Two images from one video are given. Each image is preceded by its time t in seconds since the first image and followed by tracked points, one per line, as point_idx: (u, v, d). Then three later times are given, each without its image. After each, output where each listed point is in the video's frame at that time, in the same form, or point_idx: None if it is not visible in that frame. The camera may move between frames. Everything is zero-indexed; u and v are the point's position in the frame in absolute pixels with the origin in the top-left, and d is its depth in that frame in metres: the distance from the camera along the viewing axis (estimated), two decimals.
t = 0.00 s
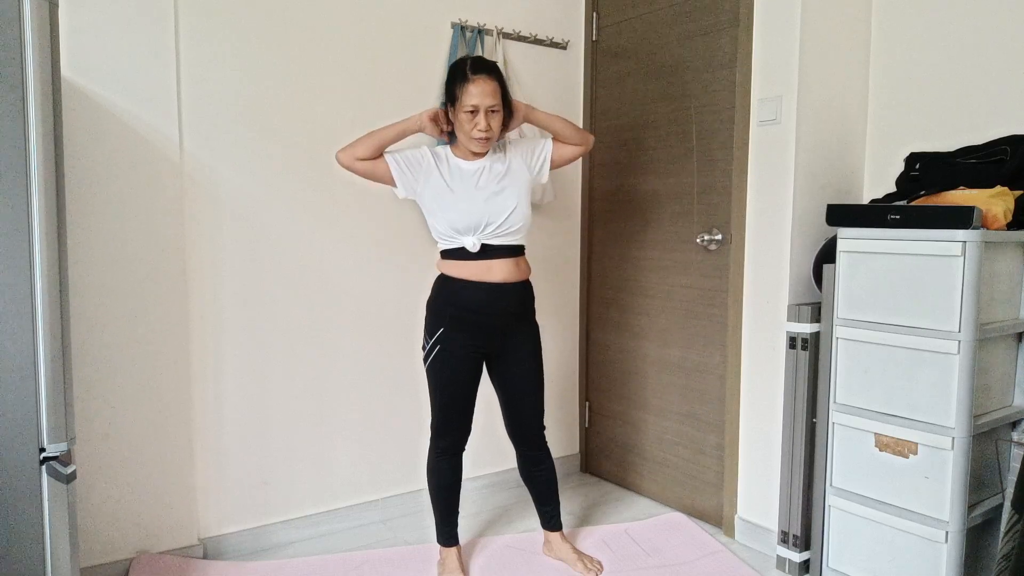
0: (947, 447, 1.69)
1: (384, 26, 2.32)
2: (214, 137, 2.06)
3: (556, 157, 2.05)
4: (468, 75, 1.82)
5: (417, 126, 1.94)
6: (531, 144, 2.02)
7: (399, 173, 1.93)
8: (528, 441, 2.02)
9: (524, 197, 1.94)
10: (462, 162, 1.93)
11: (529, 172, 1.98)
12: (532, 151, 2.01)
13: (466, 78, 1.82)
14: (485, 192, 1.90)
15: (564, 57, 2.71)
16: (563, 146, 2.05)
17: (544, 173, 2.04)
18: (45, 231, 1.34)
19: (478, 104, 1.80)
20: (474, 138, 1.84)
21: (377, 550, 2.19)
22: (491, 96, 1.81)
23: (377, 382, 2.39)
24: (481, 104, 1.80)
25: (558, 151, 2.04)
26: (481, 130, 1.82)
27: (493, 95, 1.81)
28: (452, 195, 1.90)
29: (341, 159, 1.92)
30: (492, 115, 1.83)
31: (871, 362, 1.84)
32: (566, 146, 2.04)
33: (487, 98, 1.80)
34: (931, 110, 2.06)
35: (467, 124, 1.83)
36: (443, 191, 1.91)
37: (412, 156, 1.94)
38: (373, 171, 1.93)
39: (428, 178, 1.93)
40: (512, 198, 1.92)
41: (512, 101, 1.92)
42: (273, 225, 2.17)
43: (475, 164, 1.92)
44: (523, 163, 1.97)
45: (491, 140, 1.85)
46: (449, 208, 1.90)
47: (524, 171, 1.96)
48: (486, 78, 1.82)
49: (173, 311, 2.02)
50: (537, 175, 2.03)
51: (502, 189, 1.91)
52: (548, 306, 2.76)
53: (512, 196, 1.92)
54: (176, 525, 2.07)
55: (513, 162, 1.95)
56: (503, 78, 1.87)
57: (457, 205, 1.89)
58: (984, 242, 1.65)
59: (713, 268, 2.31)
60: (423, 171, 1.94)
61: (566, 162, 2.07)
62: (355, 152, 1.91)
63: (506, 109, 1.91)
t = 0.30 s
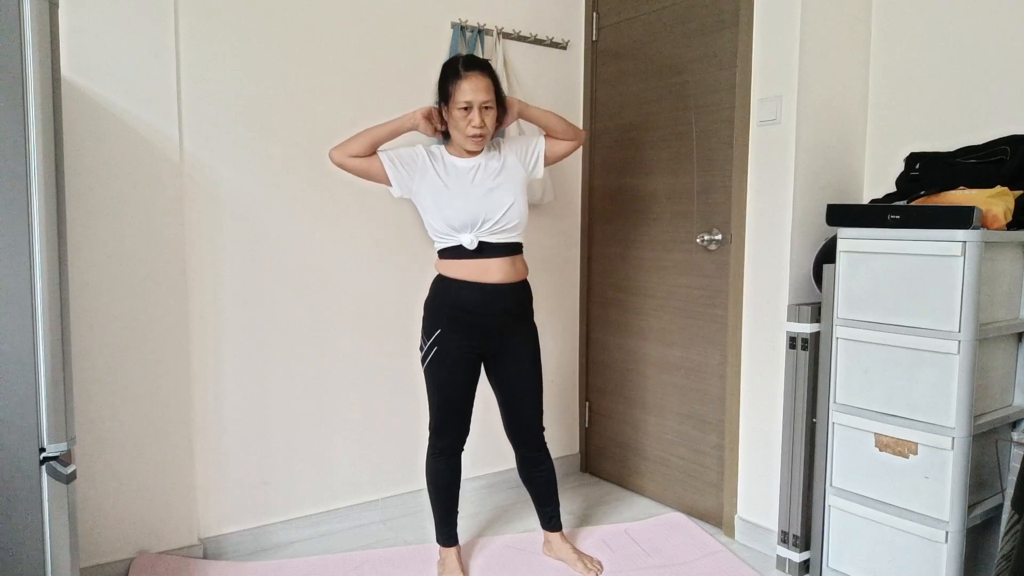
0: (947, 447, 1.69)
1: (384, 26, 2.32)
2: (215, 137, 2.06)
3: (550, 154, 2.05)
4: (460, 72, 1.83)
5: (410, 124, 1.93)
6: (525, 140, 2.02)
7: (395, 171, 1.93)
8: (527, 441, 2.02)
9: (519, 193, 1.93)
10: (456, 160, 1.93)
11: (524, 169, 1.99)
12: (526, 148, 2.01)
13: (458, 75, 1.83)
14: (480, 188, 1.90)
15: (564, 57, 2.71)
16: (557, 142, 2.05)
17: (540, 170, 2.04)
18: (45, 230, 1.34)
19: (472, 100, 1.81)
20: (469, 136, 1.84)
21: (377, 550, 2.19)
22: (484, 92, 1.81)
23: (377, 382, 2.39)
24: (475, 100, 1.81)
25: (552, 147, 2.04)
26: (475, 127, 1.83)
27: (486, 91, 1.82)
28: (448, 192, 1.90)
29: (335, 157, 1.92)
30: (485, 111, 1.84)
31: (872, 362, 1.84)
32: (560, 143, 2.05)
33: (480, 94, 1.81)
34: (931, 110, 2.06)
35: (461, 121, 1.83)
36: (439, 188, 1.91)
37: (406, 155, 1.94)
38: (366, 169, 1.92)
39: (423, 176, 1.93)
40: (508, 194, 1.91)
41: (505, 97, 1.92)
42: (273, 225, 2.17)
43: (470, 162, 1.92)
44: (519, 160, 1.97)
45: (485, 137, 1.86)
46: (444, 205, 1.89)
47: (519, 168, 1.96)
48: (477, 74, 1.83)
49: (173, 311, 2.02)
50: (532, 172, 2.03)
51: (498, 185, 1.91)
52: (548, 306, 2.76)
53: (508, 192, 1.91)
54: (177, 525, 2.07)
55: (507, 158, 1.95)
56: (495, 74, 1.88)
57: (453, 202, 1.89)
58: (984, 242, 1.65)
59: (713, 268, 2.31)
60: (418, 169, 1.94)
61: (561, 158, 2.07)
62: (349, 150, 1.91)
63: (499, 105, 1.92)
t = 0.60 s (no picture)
0: (947, 447, 1.69)
1: (384, 26, 2.32)
2: (215, 137, 2.06)
3: (548, 155, 2.05)
4: (456, 71, 1.83)
5: (407, 127, 1.93)
6: (522, 141, 2.02)
7: (392, 174, 1.93)
8: (527, 441, 2.02)
9: (518, 194, 1.93)
10: (454, 162, 1.93)
11: (522, 169, 1.99)
12: (523, 149, 2.01)
13: (455, 74, 1.82)
14: (478, 190, 1.90)
15: (564, 57, 2.71)
16: (555, 142, 2.05)
17: (538, 170, 2.04)
18: (45, 230, 1.34)
19: (468, 99, 1.81)
20: (466, 135, 1.84)
21: (377, 550, 2.19)
22: (480, 91, 1.82)
23: (377, 382, 2.39)
24: (471, 98, 1.81)
25: (549, 147, 2.04)
26: (472, 125, 1.82)
27: (482, 89, 1.82)
28: (446, 194, 1.90)
29: (333, 162, 1.92)
30: (482, 110, 1.84)
31: (872, 362, 1.84)
32: (557, 143, 2.05)
33: (476, 92, 1.81)
34: (930, 110, 2.06)
35: (458, 119, 1.83)
36: (436, 190, 1.91)
37: (404, 158, 1.94)
38: (364, 172, 1.93)
39: (421, 179, 1.93)
40: (506, 195, 1.91)
41: (501, 98, 1.93)
42: (273, 225, 2.17)
43: (467, 163, 1.92)
44: (517, 160, 1.97)
45: (483, 135, 1.86)
46: (443, 207, 1.89)
47: (517, 169, 1.96)
48: (474, 73, 1.83)
49: (173, 311, 2.02)
50: (531, 172, 2.03)
51: (496, 186, 1.91)
52: (548, 306, 2.76)
53: (506, 193, 1.91)
54: (177, 525, 2.07)
55: (504, 159, 1.95)
56: (492, 73, 1.88)
57: (451, 204, 1.89)
58: (984, 242, 1.64)
59: (713, 268, 2.31)
60: (416, 172, 1.93)
61: (558, 159, 2.07)
62: (346, 154, 1.91)
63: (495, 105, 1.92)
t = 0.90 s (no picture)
0: (947, 447, 1.69)
1: (384, 26, 2.31)
2: (215, 137, 2.06)
3: (551, 156, 2.05)
4: (459, 71, 1.83)
5: (409, 128, 1.93)
6: (525, 142, 2.01)
7: (394, 175, 1.93)
8: (528, 441, 2.02)
9: (520, 195, 1.93)
10: (456, 163, 1.93)
11: (524, 170, 1.98)
12: (526, 149, 2.00)
13: (458, 74, 1.82)
14: (479, 192, 1.89)
15: (564, 57, 2.71)
16: (557, 143, 2.05)
17: (540, 170, 2.03)
18: (45, 230, 1.34)
19: (471, 99, 1.81)
20: (468, 135, 1.84)
21: (377, 550, 2.19)
22: (483, 91, 1.81)
23: (377, 382, 2.39)
24: (473, 98, 1.81)
25: (552, 148, 2.04)
26: (474, 125, 1.82)
27: (485, 90, 1.82)
28: (448, 196, 1.90)
29: (334, 162, 1.92)
30: (484, 110, 1.83)
31: (872, 362, 1.84)
32: (560, 144, 2.04)
33: (479, 93, 1.81)
34: (930, 110, 2.06)
35: (460, 120, 1.83)
36: (438, 192, 1.90)
37: (406, 158, 1.94)
38: (366, 173, 1.93)
39: (423, 180, 1.93)
40: (508, 196, 1.91)
41: (504, 98, 1.93)
42: (273, 225, 2.17)
43: (469, 164, 1.92)
44: (519, 161, 1.97)
45: (485, 136, 1.85)
46: (444, 209, 1.89)
47: (519, 170, 1.96)
48: (476, 73, 1.83)
49: (173, 311, 2.02)
50: (533, 173, 2.02)
51: (498, 187, 1.90)
52: (548, 306, 2.76)
53: (508, 195, 1.91)
54: (176, 525, 2.07)
55: (506, 160, 1.95)
56: (495, 74, 1.88)
57: (453, 206, 1.89)
58: (984, 242, 1.65)
59: (713, 268, 2.31)
60: (418, 172, 1.93)
61: (562, 159, 2.07)
62: (348, 154, 1.91)
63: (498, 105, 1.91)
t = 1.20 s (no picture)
0: (947, 447, 1.69)
1: (384, 26, 2.31)
2: (215, 137, 2.06)
3: (555, 158, 2.04)
4: (467, 75, 1.82)
5: (413, 125, 1.94)
6: (529, 144, 2.01)
7: (398, 174, 1.92)
8: (528, 441, 2.02)
9: (522, 196, 1.93)
10: (460, 163, 1.93)
11: (528, 172, 1.99)
12: (530, 152, 2.00)
13: (465, 77, 1.82)
14: (483, 192, 1.90)
15: (564, 57, 2.71)
16: (561, 145, 2.04)
17: (544, 172, 2.03)
18: (45, 230, 1.34)
19: (478, 104, 1.80)
20: (473, 139, 1.84)
21: (377, 550, 2.19)
22: (491, 96, 1.81)
23: (377, 382, 2.39)
24: (480, 103, 1.80)
25: (556, 151, 2.04)
26: (480, 131, 1.82)
27: (492, 95, 1.81)
28: (451, 195, 1.90)
29: (338, 159, 1.92)
30: (491, 115, 1.83)
31: (872, 362, 1.84)
32: (564, 146, 2.04)
33: (486, 98, 1.80)
34: (930, 110, 2.06)
35: (466, 124, 1.83)
36: (442, 191, 1.90)
37: (409, 157, 1.94)
38: (369, 170, 1.93)
39: (427, 179, 1.92)
40: (511, 198, 1.91)
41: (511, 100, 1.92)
42: (273, 225, 2.17)
43: (473, 165, 1.92)
44: (522, 163, 1.97)
45: (490, 141, 1.85)
46: (448, 209, 1.89)
47: (522, 172, 1.96)
48: (485, 78, 1.82)
49: (173, 311, 2.02)
50: (537, 174, 2.02)
51: (501, 189, 1.91)
52: (548, 306, 2.76)
53: (512, 196, 1.92)
54: (176, 525, 2.07)
55: (510, 162, 1.95)
56: (503, 78, 1.87)
57: (456, 206, 1.89)
58: (984, 242, 1.65)
59: (713, 268, 2.31)
60: (422, 171, 1.93)
61: (566, 162, 2.07)
62: (352, 152, 1.91)
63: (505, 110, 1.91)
